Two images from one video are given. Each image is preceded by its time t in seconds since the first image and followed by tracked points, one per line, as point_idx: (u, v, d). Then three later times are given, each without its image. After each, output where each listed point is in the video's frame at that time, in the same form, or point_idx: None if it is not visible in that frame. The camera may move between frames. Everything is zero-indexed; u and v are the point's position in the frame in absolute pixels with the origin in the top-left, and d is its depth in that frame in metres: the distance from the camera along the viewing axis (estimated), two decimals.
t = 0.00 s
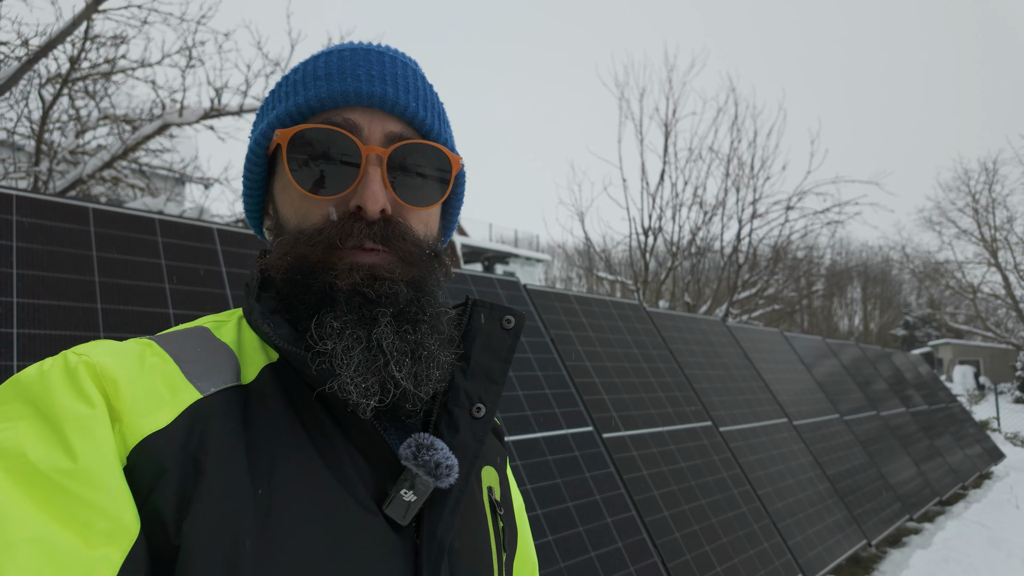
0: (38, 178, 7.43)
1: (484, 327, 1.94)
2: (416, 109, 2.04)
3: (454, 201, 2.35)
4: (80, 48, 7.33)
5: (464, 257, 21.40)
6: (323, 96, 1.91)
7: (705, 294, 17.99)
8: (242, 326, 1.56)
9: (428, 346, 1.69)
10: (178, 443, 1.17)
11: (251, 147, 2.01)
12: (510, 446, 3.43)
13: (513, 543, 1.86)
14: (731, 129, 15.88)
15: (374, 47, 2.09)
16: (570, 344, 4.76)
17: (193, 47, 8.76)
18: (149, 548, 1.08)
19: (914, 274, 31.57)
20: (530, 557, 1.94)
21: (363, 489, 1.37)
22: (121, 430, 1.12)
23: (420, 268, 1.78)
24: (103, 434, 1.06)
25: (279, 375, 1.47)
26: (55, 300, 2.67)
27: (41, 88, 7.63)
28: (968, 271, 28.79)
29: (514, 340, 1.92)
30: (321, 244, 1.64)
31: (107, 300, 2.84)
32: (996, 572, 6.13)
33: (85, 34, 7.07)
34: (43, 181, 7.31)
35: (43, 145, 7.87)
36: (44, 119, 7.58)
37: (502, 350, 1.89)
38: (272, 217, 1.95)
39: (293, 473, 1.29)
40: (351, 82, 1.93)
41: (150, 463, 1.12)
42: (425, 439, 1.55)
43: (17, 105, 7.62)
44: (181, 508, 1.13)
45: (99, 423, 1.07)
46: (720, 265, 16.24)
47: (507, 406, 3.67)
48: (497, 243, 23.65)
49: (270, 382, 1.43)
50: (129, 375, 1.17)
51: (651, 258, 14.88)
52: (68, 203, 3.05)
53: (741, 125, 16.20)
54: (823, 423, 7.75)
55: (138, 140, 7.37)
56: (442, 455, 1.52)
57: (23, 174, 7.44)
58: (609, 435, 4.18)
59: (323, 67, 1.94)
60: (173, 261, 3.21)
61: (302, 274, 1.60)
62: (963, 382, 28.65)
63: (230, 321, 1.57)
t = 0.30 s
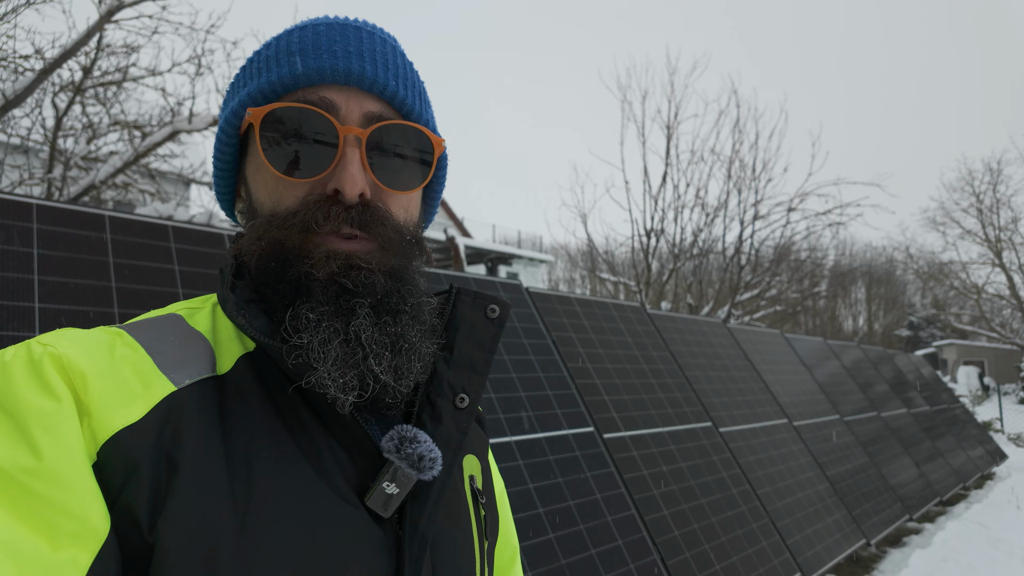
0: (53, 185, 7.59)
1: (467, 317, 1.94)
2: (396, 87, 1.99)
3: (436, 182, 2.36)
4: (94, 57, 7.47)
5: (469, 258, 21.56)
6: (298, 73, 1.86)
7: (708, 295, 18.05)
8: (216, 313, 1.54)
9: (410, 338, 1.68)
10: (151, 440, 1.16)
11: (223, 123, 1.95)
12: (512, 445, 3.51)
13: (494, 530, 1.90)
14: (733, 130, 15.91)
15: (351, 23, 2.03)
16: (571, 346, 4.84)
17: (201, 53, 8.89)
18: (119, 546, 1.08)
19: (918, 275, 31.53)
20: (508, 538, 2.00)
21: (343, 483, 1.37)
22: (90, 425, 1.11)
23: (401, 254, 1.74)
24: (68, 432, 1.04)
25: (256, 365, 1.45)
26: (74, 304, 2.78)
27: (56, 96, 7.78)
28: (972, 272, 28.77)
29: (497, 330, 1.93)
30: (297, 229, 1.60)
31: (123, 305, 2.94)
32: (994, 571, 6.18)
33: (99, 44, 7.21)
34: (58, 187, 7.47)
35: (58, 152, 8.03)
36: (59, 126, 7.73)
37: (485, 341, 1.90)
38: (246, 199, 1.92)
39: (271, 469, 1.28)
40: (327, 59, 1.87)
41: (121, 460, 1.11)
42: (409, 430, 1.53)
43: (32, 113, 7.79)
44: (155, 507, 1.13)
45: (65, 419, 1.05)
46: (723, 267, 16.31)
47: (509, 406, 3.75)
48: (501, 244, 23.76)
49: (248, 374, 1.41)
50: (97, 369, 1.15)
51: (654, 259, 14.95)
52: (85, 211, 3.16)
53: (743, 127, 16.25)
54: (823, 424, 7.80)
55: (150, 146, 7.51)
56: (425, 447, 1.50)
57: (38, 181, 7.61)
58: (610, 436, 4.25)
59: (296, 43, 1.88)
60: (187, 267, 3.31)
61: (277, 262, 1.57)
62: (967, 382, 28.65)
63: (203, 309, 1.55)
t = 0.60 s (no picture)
0: (65, 188, 7.72)
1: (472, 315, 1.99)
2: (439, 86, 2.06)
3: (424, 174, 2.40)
4: (107, 63, 7.58)
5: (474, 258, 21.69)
6: (383, 61, 1.81)
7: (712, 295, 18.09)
8: (222, 308, 1.48)
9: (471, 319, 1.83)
10: (164, 445, 1.14)
11: (270, 92, 1.70)
12: (516, 446, 3.56)
13: (486, 525, 1.93)
14: (738, 130, 15.93)
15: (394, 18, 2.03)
16: (575, 347, 4.89)
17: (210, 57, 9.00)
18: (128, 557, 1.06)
19: (924, 274, 31.46)
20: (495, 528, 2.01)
21: (354, 478, 1.37)
22: (100, 430, 1.07)
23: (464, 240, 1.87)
24: (75, 438, 1.00)
25: (266, 363, 1.40)
26: (91, 308, 2.87)
27: (69, 102, 7.91)
28: (978, 272, 28.69)
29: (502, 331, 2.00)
30: (403, 213, 1.64)
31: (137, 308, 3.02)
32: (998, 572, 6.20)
33: (111, 51, 7.32)
34: (71, 190, 7.60)
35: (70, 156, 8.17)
36: (71, 131, 7.86)
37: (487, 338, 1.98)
38: (290, 178, 1.71)
39: (288, 470, 1.27)
40: (402, 51, 1.87)
41: (133, 468, 1.08)
42: (422, 434, 1.56)
43: (46, 118, 7.93)
44: (172, 515, 1.11)
45: (73, 425, 1.02)
46: (727, 267, 16.34)
47: (514, 407, 3.80)
48: (505, 244, 23.87)
49: (258, 373, 1.36)
50: (108, 371, 1.11)
51: (658, 260, 14.99)
52: (101, 216, 3.26)
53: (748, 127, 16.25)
54: (827, 425, 7.83)
55: (160, 150, 7.62)
56: (439, 451, 1.53)
57: (52, 185, 7.75)
58: (613, 436, 4.30)
59: (373, 31, 1.83)
60: (199, 271, 3.40)
61: (388, 241, 1.58)
62: (973, 382, 28.56)
63: (208, 303, 1.49)
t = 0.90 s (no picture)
0: (71, 188, 7.77)
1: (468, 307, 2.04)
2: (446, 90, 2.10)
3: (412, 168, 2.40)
4: (112, 63, 7.63)
5: (478, 257, 21.71)
6: (405, 69, 1.83)
7: (716, 294, 18.07)
8: (217, 300, 1.48)
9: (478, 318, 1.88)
10: (164, 438, 1.15)
11: (297, 92, 1.68)
12: (519, 443, 3.58)
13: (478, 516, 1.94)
14: (741, 129, 15.90)
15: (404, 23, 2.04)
16: (578, 345, 4.90)
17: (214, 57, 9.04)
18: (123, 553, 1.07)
19: (929, 273, 31.34)
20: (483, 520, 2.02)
21: (353, 469, 1.39)
22: (98, 422, 1.08)
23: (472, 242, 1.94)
24: (71, 430, 1.01)
25: (264, 356, 1.41)
26: (99, 306, 2.90)
27: (75, 102, 7.96)
28: (983, 271, 28.56)
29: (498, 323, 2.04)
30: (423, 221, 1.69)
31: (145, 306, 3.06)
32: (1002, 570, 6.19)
33: (116, 51, 7.36)
34: (77, 190, 7.65)
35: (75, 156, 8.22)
36: (77, 131, 7.91)
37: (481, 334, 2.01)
38: (308, 177, 1.70)
39: (289, 463, 1.29)
40: (420, 59, 1.89)
41: (132, 460, 1.09)
42: (420, 424, 1.59)
43: (53, 119, 7.99)
44: (173, 507, 1.12)
45: (69, 418, 1.02)
46: (731, 266, 16.32)
47: (517, 404, 3.83)
48: (509, 244, 23.89)
49: (255, 366, 1.37)
50: (105, 363, 1.12)
51: (661, 259, 14.99)
52: (107, 216, 3.29)
53: (752, 126, 16.22)
54: (830, 423, 7.82)
55: (165, 150, 7.66)
56: (437, 441, 1.56)
57: (59, 185, 7.82)
58: (616, 434, 4.31)
59: (394, 37, 1.84)
60: (204, 269, 3.43)
61: (414, 249, 1.64)
62: (978, 382, 28.44)
63: (203, 294, 1.49)
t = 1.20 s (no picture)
0: (76, 188, 7.81)
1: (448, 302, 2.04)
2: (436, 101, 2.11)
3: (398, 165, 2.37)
4: (116, 64, 7.66)
5: (482, 257, 21.69)
6: (412, 81, 1.84)
7: (722, 294, 18.00)
8: (197, 293, 1.47)
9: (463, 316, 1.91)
10: (148, 433, 1.14)
11: (307, 92, 1.66)
12: (522, 442, 3.57)
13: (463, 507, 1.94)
14: (746, 128, 15.83)
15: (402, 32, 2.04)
16: (582, 344, 4.89)
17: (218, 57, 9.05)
18: (105, 552, 1.07)
19: (936, 272, 31.14)
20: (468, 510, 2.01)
21: (341, 458, 1.39)
22: (78, 419, 1.08)
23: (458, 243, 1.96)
24: (48, 430, 1.01)
25: (247, 348, 1.40)
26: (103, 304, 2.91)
27: (80, 102, 7.99)
28: (992, 270, 28.33)
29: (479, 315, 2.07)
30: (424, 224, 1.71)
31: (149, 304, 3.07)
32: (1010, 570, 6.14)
33: (120, 51, 7.38)
34: (82, 190, 7.69)
35: (81, 156, 8.26)
36: (82, 131, 7.95)
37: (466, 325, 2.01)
38: (309, 175, 1.67)
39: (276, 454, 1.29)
40: (424, 72, 1.90)
41: (115, 456, 1.09)
42: (407, 413, 1.59)
43: (58, 119, 8.02)
44: (161, 501, 1.12)
45: (46, 417, 1.02)
46: (736, 265, 16.26)
47: (520, 403, 3.82)
48: (513, 243, 23.88)
49: (239, 358, 1.36)
50: (85, 359, 1.12)
51: (666, 258, 14.94)
52: (111, 215, 3.30)
53: (757, 124, 16.14)
54: (836, 423, 7.78)
55: (169, 150, 7.68)
56: (424, 429, 1.56)
57: (63, 185, 7.85)
58: (620, 433, 4.30)
59: (401, 47, 1.84)
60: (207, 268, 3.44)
61: (414, 251, 1.65)
62: (986, 382, 28.21)
63: (182, 289, 1.47)
